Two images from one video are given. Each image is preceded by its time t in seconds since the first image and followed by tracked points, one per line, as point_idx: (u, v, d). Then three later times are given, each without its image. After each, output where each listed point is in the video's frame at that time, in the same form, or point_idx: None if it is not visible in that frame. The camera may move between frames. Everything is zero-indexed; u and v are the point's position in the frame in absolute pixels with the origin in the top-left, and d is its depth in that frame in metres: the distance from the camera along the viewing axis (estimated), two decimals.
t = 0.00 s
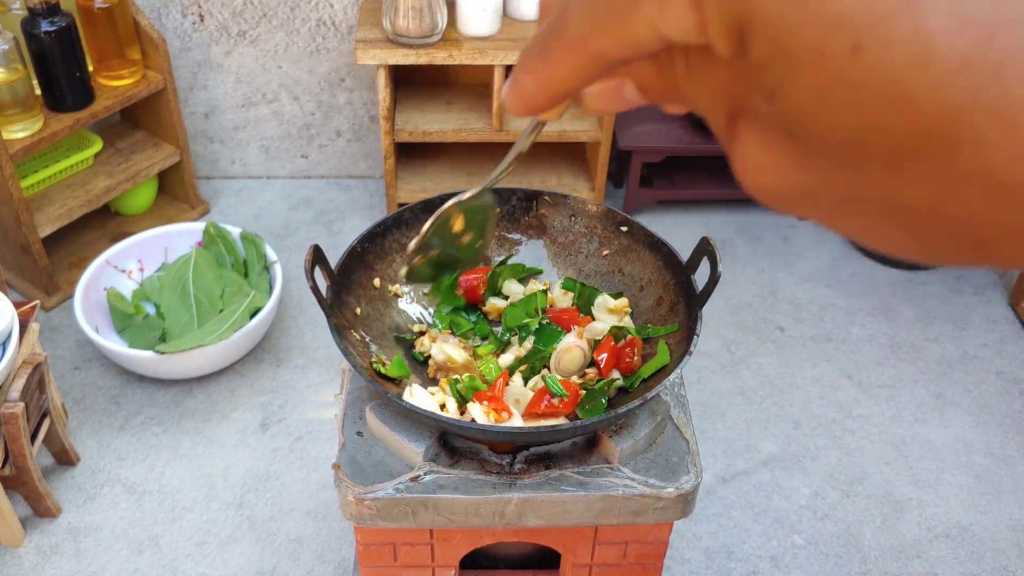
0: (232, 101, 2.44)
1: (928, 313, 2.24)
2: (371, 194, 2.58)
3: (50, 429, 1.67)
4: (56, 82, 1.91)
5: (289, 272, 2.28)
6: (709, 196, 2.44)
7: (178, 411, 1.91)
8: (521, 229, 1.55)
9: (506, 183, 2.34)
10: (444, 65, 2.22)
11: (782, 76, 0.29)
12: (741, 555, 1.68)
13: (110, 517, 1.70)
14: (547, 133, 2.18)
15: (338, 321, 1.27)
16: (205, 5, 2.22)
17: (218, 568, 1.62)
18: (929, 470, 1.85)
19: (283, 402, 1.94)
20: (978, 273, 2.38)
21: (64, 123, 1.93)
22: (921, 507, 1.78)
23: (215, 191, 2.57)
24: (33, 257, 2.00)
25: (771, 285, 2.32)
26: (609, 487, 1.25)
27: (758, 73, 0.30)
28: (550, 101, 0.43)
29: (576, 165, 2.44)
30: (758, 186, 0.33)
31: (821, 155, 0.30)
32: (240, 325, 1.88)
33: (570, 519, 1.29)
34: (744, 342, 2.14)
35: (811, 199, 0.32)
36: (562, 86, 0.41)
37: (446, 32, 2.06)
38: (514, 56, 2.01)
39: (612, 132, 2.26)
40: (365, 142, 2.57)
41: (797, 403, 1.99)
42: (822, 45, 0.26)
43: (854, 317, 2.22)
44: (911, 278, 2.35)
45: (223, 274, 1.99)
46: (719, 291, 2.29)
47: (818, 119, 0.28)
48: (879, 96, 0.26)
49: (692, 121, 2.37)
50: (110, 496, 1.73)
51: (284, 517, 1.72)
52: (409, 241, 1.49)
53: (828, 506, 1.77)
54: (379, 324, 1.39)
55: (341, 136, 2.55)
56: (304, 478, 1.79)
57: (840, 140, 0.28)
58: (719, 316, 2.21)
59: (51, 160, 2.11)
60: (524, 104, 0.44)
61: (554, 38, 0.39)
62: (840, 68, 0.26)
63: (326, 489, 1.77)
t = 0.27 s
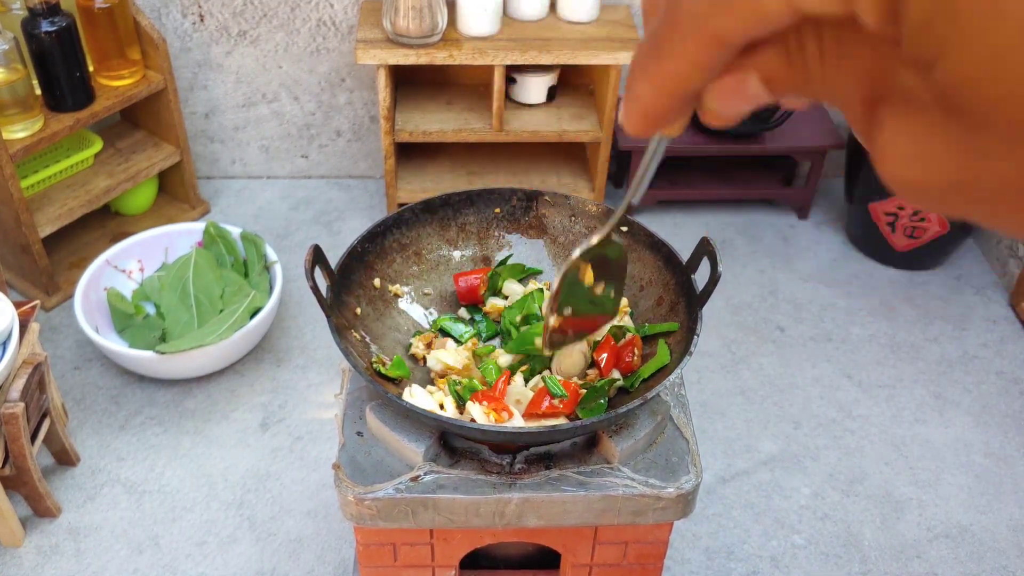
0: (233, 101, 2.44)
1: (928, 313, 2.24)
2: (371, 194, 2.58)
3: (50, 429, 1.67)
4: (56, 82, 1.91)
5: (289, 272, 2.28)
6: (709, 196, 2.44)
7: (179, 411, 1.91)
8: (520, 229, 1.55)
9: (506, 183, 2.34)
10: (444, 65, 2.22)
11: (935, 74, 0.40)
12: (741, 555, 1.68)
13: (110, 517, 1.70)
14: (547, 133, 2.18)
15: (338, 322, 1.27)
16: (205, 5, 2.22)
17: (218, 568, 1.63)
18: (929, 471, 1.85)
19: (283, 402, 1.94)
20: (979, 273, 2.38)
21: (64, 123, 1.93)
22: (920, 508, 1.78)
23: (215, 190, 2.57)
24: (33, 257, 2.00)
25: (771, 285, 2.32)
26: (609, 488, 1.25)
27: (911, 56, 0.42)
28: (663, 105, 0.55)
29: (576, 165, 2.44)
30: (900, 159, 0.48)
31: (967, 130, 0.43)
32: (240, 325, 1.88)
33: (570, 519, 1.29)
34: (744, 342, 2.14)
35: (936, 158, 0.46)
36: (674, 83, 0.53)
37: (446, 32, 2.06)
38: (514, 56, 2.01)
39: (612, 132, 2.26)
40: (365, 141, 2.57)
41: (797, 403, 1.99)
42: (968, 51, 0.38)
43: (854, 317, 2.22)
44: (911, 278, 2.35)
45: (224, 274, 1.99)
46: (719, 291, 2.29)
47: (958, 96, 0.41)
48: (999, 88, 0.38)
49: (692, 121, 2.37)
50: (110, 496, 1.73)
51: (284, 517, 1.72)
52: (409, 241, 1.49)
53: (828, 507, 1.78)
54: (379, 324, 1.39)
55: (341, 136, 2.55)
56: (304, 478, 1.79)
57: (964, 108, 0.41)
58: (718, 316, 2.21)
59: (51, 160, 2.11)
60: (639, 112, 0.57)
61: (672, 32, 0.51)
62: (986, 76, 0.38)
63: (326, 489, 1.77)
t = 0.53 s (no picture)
0: (233, 101, 2.44)
1: (928, 313, 2.24)
2: (371, 194, 2.58)
3: (50, 429, 1.67)
4: (57, 82, 1.91)
5: (289, 272, 2.28)
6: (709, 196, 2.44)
7: (179, 411, 1.91)
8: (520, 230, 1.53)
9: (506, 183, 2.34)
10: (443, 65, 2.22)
11: (831, 87, 0.38)
12: (741, 555, 1.68)
13: (110, 517, 1.70)
14: (547, 133, 2.18)
15: (337, 321, 1.27)
16: (205, 5, 2.22)
17: (218, 568, 1.62)
18: (929, 470, 1.85)
19: (283, 402, 1.94)
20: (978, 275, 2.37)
21: (64, 123, 1.93)
22: (920, 507, 1.78)
23: (215, 191, 2.57)
24: (33, 256, 2.00)
25: (771, 285, 2.32)
26: (608, 487, 1.25)
27: (813, 88, 0.40)
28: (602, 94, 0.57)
29: (576, 165, 2.44)
30: (801, 190, 0.45)
31: (857, 169, 0.39)
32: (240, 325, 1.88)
33: (570, 519, 1.29)
34: (744, 342, 2.14)
35: (833, 199, 0.43)
36: (614, 78, 0.55)
37: (446, 32, 2.06)
38: (514, 56, 2.01)
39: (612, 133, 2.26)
40: (365, 142, 2.57)
41: (797, 403, 1.99)
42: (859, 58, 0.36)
43: (854, 317, 2.22)
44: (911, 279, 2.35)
45: (224, 274, 1.99)
46: (719, 291, 2.29)
47: (855, 138, 0.38)
48: (888, 114, 0.36)
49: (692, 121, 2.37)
50: (110, 496, 1.73)
51: (284, 517, 1.72)
52: (408, 241, 1.49)
53: (828, 506, 1.78)
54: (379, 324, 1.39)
55: (341, 136, 2.55)
56: (304, 478, 1.79)
57: (856, 146, 0.39)
58: (719, 316, 2.21)
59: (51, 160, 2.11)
60: (581, 98, 0.59)
61: (619, 37, 0.52)
62: (887, 83, 0.35)
63: (326, 489, 1.77)
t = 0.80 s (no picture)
0: (233, 101, 2.44)
1: (928, 313, 2.24)
2: (371, 194, 2.58)
3: (50, 429, 1.67)
4: (57, 82, 1.91)
5: (289, 272, 2.28)
6: (709, 196, 2.44)
7: (179, 411, 1.91)
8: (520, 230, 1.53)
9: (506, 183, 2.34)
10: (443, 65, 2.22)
11: (885, 79, 0.38)
12: (741, 555, 1.68)
13: (111, 517, 1.70)
14: (547, 133, 2.18)
15: (338, 322, 1.27)
16: (205, 5, 2.22)
17: (218, 568, 1.63)
18: (929, 470, 1.85)
19: (283, 402, 1.94)
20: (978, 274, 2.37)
21: (64, 123, 1.93)
22: (920, 507, 1.78)
23: (215, 191, 2.57)
24: (33, 256, 2.00)
25: (771, 285, 2.32)
26: (609, 488, 1.25)
27: (866, 81, 0.40)
28: (619, 110, 0.57)
29: (576, 165, 2.44)
30: (837, 196, 0.45)
31: (897, 167, 0.40)
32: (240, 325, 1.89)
33: (570, 519, 1.29)
34: (744, 342, 2.14)
35: (866, 201, 0.43)
36: (636, 87, 0.55)
37: (446, 32, 2.06)
38: (514, 56, 2.01)
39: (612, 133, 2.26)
40: (365, 142, 2.57)
41: (798, 403, 1.99)
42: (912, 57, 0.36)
43: (854, 317, 2.22)
44: (911, 279, 2.35)
45: (224, 274, 1.99)
46: (719, 291, 2.29)
47: (906, 132, 0.39)
48: (932, 107, 0.36)
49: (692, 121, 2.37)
50: (110, 496, 1.73)
51: (284, 517, 1.72)
52: (408, 241, 1.49)
53: (828, 506, 1.78)
54: (379, 323, 1.39)
55: (341, 136, 2.55)
56: (304, 478, 1.79)
57: (904, 138, 0.39)
58: (719, 316, 2.21)
59: (51, 160, 2.11)
60: (594, 114, 0.59)
61: (641, 36, 0.51)
62: (937, 88, 0.36)
63: (326, 489, 1.77)
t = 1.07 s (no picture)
0: (233, 101, 2.44)
1: (928, 313, 2.24)
2: (371, 194, 2.58)
3: (50, 429, 1.67)
4: (57, 82, 1.91)
5: (289, 272, 2.28)
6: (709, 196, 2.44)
7: (179, 411, 1.91)
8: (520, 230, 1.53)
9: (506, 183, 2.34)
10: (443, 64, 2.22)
11: (898, 112, 0.37)
12: (741, 555, 1.68)
13: (110, 517, 1.70)
14: (547, 133, 2.18)
15: (338, 321, 1.26)
16: (205, 5, 2.22)
17: (218, 568, 1.62)
18: (929, 470, 1.85)
19: (283, 402, 1.94)
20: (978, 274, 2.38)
21: (64, 123, 1.93)
22: (921, 507, 1.78)
23: (215, 191, 2.57)
24: (33, 256, 2.00)
25: (772, 285, 2.32)
26: (609, 488, 1.25)
27: (873, 112, 0.38)
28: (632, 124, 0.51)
29: (576, 165, 2.44)
30: (847, 222, 0.43)
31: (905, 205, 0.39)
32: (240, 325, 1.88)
33: (570, 519, 1.29)
34: (744, 342, 2.14)
35: (871, 228, 0.42)
36: (650, 106, 0.49)
37: (446, 32, 2.06)
38: (514, 56, 2.01)
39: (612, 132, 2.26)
40: (365, 142, 2.57)
41: (798, 403, 1.99)
42: (929, 89, 0.35)
43: (854, 317, 2.22)
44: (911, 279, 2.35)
45: (224, 274, 1.99)
46: (719, 291, 2.29)
47: (907, 167, 0.37)
48: (951, 147, 0.35)
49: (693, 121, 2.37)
50: (110, 496, 1.73)
51: (284, 517, 1.72)
52: (408, 241, 1.49)
53: (828, 506, 1.77)
54: (379, 323, 1.39)
55: (341, 136, 2.55)
56: (304, 478, 1.79)
57: (910, 176, 0.38)
58: (719, 316, 2.21)
59: (51, 160, 2.11)
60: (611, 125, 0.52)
61: (656, 57, 0.47)
62: (954, 115, 0.34)
63: (326, 489, 1.77)
